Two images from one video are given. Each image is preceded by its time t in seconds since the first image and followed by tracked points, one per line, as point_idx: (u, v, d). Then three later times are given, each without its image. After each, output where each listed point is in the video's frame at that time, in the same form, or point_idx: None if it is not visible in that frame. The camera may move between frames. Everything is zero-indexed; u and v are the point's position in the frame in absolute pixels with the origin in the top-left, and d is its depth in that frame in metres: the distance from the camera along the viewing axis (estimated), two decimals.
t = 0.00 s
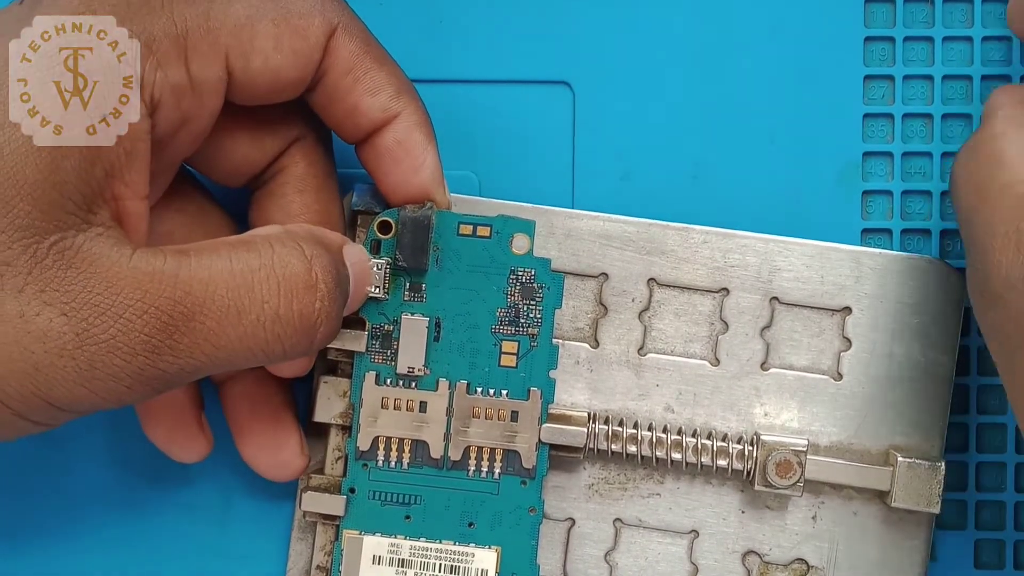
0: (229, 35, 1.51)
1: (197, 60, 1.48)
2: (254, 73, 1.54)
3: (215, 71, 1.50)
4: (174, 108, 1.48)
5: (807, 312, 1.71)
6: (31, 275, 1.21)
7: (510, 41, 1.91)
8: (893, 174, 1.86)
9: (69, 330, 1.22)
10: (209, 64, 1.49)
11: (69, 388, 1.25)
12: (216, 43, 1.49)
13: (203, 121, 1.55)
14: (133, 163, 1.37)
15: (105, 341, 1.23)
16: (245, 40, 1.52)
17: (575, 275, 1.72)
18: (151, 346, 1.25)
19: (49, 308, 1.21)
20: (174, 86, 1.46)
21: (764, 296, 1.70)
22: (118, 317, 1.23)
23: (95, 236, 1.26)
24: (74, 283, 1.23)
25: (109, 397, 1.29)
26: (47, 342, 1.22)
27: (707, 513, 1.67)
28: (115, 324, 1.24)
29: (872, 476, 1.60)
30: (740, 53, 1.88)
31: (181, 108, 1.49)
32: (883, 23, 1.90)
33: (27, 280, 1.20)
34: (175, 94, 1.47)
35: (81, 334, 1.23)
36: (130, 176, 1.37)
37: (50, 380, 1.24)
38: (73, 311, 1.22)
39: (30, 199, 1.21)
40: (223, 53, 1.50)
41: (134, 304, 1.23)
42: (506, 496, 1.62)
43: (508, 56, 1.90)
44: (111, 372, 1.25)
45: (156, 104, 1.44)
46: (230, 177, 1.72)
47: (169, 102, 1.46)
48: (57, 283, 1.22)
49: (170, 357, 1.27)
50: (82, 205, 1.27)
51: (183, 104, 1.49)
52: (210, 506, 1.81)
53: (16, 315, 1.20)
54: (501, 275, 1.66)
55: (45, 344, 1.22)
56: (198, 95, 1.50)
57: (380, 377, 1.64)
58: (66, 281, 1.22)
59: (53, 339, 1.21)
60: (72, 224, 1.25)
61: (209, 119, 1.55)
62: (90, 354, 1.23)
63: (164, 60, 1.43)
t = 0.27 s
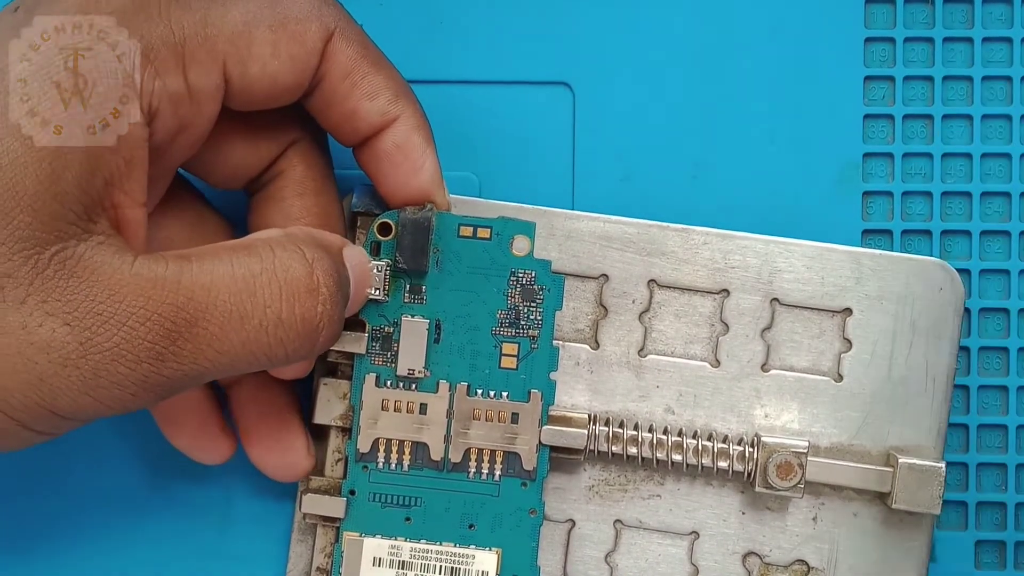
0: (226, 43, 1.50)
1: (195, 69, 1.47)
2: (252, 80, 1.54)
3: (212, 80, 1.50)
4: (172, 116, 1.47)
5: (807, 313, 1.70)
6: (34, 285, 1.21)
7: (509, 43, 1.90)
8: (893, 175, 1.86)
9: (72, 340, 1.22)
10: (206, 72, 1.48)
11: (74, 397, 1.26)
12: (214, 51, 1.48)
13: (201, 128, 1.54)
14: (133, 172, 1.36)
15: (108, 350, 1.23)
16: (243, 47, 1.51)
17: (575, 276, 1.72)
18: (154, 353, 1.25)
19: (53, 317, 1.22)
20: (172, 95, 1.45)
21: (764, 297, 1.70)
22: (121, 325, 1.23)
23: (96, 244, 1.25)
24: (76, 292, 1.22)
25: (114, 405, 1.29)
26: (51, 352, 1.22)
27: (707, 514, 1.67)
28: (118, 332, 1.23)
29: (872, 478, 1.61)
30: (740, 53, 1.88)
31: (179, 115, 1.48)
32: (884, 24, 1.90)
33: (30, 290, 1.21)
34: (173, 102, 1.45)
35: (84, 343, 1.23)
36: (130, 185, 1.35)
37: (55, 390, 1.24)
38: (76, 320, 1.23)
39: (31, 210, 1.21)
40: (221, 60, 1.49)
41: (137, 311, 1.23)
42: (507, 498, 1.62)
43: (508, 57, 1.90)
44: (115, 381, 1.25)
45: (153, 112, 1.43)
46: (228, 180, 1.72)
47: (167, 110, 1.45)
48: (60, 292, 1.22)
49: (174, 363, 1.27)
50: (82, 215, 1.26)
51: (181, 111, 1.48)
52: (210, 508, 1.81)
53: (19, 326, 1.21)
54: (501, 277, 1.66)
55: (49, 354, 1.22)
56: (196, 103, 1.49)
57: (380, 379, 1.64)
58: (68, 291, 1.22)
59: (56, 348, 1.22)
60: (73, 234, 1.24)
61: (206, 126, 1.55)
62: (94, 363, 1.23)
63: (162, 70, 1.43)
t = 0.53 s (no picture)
0: (224, 51, 1.49)
1: (194, 76, 1.47)
2: (249, 90, 1.54)
3: (210, 89, 1.49)
4: (170, 124, 1.47)
5: (810, 316, 1.70)
6: (35, 291, 1.21)
7: (508, 48, 1.90)
8: (894, 175, 1.86)
9: (74, 345, 1.22)
10: (204, 81, 1.48)
11: (76, 403, 1.25)
12: (212, 59, 1.48)
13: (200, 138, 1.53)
14: (133, 180, 1.37)
15: (111, 355, 1.23)
16: (240, 56, 1.51)
17: (578, 283, 1.71)
18: (156, 359, 1.25)
19: (55, 324, 1.22)
20: (170, 103, 1.45)
21: (767, 301, 1.70)
22: (123, 331, 1.23)
23: (98, 251, 1.25)
24: (78, 298, 1.22)
25: (117, 411, 1.29)
26: (53, 358, 1.22)
27: (714, 519, 1.67)
28: (120, 338, 1.23)
29: (879, 480, 1.60)
30: (739, 54, 1.88)
31: (178, 124, 1.48)
32: (883, 23, 1.90)
33: (31, 297, 1.21)
34: (170, 110, 1.46)
35: (86, 349, 1.23)
36: (129, 193, 1.35)
37: (58, 396, 1.24)
38: (78, 326, 1.22)
39: (31, 217, 1.20)
40: (219, 69, 1.49)
41: (139, 317, 1.23)
42: (513, 507, 1.62)
43: (507, 63, 1.90)
44: (118, 387, 1.25)
45: (151, 121, 1.43)
46: (228, 193, 1.71)
47: (165, 118, 1.45)
48: (61, 298, 1.22)
49: (177, 369, 1.27)
50: (83, 222, 1.25)
51: (179, 121, 1.48)
52: (215, 521, 1.81)
53: (21, 332, 1.20)
54: (503, 286, 1.65)
55: (51, 360, 1.22)
56: (194, 112, 1.49)
57: (385, 391, 1.64)
58: (70, 296, 1.22)
59: (59, 354, 1.22)
60: (74, 241, 1.24)
61: (205, 137, 1.54)
62: (96, 368, 1.23)
63: (160, 77, 1.42)
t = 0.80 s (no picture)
0: (221, 45, 1.49)
1: (189, 70, 1.47)
2: (248, 85, 1.54)
3: (206, 83, 1.49)
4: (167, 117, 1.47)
5: (810, 316, 1.70)
6: (33, 282, 1.21)
7: (508, 48, 1.90)
8: (893, 174, 1.86)
9: (71, 338, 1.23)
10: (201, 74, 1.48)
11: (72, 396, 1.26)
12: (207, 54, 1.48)
13: (196, 131, 1.53)
14: (129, 172, 1.36)
15: (107, 349, 1.24)
16: (239, 52, 1.51)
17: (578, 284, 1.72)
18: (153, 354, 1.25)
19: (52, 315, 1.22)
20: (165, 96, 1.45)
21: (767, 300, 1.70)
22: (121, 325, 1.24)
23: (96, 244, 1.26)
24: (76, 290, 1.23)
25: (113, 405, 1.29)
26: (50, 349, 1.22)
27: (715, 519, 1.67)
28: (117, 331, 1.24)
29: (880, 479, 1.60)
30: (740, 53, 1.88)
31: (174, 117, 1.48)
32: (883, 23, 1.90)
33: (30, 288, 1.21)
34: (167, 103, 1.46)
35: (83, 342, 1.23)
36: (126, 185, 1.35)
37: (55, 388, 1.25)
38: (76, 318, 1.23)
39: (29, 208, 1.22)
40: (216, 63, 1.49)
41: (137, 311, 1.23)
42: (515, 507, 1.62)
43: (508, 63, 1.90)
44: (114, 380, 1.25)
45: (146, 112, 1.43)
46: (229, 192, 1.72)
47: (161, 111, 1.45)
48: (60, 290, 1.23)
49: (173, 364, 1.27)
50: (80, 214, 1.26)
51: (175, 115, 1.48)
52: (216, 522, 1.81)
53: (19, 323, 1.21)
54: (504, 287, 1.66)
55: (48, 351, 1.22)
56: (189, 106, 1.49)
57: (386, 392, 1.64)
58: (68, 289, 1.23)
59: (55, 346, 1.22)
60: (73, 232, 1.25)
61: (201, 130, 1.54)
62: (93, 361, 1.24)
63: (156, 70, 1.43)
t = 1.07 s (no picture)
0: (217, 49, 1.50)
1: (185, 73, 1.48)
2: (243, 87, 1.54)
3: (204, 84, 1.50)
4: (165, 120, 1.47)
5: (810, 316, 1.70)
6: (27, 288, 1.22)
7: (508, 50, 1.90)
8: (893, 175, 1.86)
9: (65, 343, 1.23)
10: (196, 77, 1.49)
11: (66, 402, 1.26)
12: (204, 56, 1.49)
13: (194, 131, 1.53)
14: (125, 176, 1.35)
15: (101, 355, 1.24)
16: (234, 55, 1.52)
17: (578, 285, 1.72)
18: (147, 360, 1.25)
19: (46, 321, 1.23)
20: (163, 99, 1.44)
21: (767, 301, 1.70)
22: (114, 331, 1.24)
23: (89, 249, 1.26)
24: (70, 296, 1.23)
25: (106, 411, 1.29)
26: (44, 355, 1.22)
27: (716, 519, 1.67)
28: (111, 337, 1.24)
29: (880, 480, 1.60)
30: (739, 55, 1.88)
31: (171, 121, 1.48)
32: (883, 24, 1.90)
33: (24, 293, 1.22)
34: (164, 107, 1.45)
35: (77, 347, 1.23)
36: (123, 190, 1.35)
37: (48, 393, 1.25)
38: (69, 324, 1.23)
39: (24, 213, 1.22)
40: (211, 66, 1.50)
41: (130, 317, 1.24)
42: (515, 508, 1.62)
43: (507, 64, 1.90)
44: (108, 386, 1.26)
45: (144, 116, 1.42)
46: (228, 194, 1.72)
47: (158, 114, 1.44)
48: (54, 295, 1.23)
49: (166, 370, 1.27)
50: (75, 218, 1.27)
51: (172, 117, 1.49)
52: (216, 523, 1.81)
53: (13, 328, 1.21)
54: (503, 287, 1.66)
55: (41, 357, 1.23)
56: (187, 108, 1.49)
57: (386, 393, 1.64)
58: (62, 294, 1.23)
59: (49, 351, 1.22)
60: (66, 237, 1.25)
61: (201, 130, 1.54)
62: (86, 367, 1.24)
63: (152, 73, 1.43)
